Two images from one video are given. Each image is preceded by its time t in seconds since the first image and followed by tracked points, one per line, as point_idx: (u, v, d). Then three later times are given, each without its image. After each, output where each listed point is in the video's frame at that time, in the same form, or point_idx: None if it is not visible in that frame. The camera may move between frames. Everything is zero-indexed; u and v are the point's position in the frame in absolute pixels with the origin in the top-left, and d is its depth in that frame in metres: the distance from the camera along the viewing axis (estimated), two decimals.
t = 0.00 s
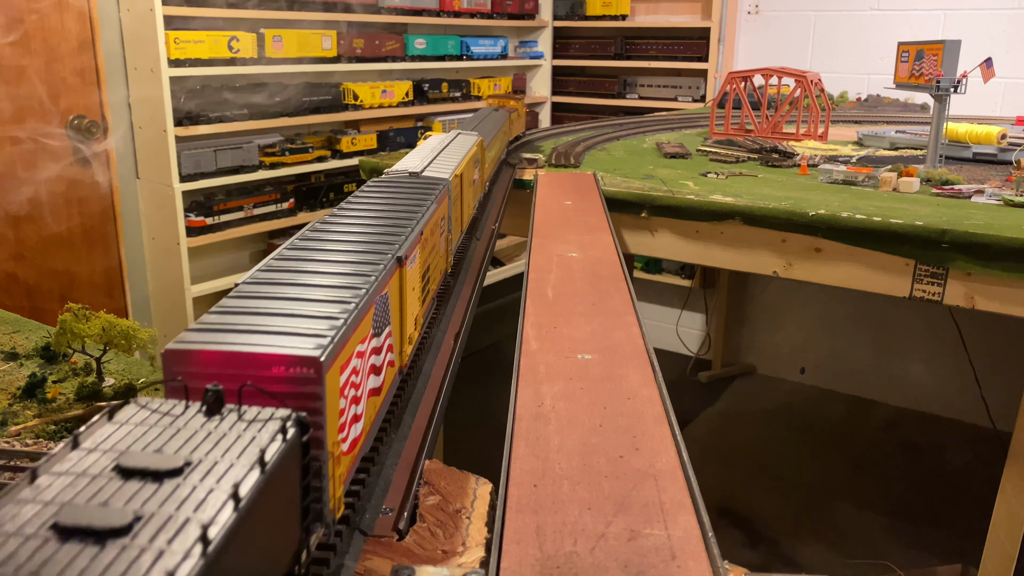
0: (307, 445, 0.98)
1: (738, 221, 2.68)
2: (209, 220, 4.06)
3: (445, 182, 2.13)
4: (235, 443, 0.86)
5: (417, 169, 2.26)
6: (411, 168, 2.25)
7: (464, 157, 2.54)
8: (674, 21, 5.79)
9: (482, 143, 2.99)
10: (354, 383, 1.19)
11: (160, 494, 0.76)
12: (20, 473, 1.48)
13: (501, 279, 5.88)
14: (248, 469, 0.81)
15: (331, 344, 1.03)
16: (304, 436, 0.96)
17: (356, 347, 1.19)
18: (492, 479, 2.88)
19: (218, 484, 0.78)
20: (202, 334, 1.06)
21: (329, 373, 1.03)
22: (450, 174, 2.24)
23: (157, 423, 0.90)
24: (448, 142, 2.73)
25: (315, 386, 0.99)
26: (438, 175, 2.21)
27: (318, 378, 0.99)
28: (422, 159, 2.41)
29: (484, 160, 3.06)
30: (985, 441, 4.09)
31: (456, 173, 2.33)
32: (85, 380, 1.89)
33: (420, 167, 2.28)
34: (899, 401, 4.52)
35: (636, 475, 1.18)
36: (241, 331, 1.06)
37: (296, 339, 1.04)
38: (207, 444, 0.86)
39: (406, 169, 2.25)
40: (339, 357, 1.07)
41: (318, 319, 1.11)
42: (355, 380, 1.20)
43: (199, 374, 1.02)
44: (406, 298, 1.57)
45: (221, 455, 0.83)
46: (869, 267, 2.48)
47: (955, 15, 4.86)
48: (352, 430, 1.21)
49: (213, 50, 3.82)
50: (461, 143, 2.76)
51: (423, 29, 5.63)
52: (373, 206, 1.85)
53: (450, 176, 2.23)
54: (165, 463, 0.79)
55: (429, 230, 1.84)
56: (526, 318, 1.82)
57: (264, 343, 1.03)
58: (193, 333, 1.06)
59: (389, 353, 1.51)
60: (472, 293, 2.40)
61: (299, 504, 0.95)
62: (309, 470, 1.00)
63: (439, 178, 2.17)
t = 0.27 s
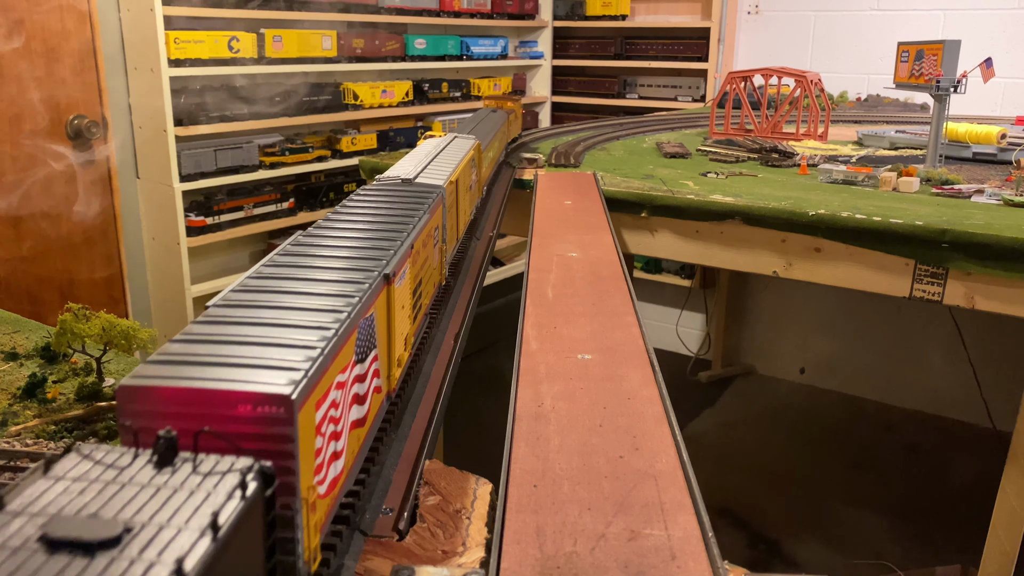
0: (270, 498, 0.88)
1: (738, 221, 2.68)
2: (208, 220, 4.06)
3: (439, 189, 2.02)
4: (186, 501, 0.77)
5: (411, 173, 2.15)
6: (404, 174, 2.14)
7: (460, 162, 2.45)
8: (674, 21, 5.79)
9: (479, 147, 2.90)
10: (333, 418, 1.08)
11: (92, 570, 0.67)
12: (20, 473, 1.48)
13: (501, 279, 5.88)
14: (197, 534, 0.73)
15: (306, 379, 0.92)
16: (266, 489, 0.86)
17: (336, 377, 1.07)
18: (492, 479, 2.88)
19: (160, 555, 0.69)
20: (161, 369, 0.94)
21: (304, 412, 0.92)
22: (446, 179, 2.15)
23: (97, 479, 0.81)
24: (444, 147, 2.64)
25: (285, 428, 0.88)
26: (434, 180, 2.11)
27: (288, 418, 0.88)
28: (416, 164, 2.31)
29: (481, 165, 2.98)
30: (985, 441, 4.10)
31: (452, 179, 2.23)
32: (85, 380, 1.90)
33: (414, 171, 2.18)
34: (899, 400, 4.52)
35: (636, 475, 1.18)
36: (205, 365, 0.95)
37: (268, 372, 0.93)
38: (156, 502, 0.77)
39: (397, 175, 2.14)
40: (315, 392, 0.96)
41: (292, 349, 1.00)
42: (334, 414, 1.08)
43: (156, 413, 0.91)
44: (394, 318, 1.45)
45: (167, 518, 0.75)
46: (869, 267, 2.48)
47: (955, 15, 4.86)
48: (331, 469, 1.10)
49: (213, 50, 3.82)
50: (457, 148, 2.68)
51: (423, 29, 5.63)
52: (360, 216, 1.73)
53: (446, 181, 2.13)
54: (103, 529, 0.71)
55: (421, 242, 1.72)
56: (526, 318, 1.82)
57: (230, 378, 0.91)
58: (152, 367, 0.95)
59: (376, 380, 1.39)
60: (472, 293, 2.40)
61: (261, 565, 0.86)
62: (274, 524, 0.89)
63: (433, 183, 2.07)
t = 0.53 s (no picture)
0: (224, 566, 0.82)
1: (738, 221, 2.68)
2: (208, 220, 4.06)
3: (430, 200, 1.94)
4: None
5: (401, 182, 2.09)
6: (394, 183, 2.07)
7: (455, 167, 2.39)
8: (674, 21, 5.79)
9: (475, 151, 2.83)
10: (308, 459, 0.99)
11: None
12: (19, 474, 1.48)
13: (501, 279, 5.89)
14: None
15: (274, 422, 0.83)
16: (219, 555, 0.81)
17: (310, 416, 0.98)
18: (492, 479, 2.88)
19: None
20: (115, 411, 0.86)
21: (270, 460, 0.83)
22: (440, 186, 2.08)
23: (33, 555, 0.78)
24: (439, 152, 2.57)
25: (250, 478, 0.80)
26: (425, 188, 2.04)
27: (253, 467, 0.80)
28: (409, 171, 2.25)
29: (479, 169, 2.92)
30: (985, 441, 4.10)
31: (446, 186, 2.17)
32: (85, 380, 1.89)
33: (405, 180, 2.11)
34: (899, 400, 4.52)
35: (636, 475, 1.18)
36: (164, 405, 0.86)
37: (231, 415, 0.85)
38: None
39: (387, 185, 2.07)
40: (284, 436, 0.88)
41: (261, 387, 0.91)
42: (309, 455, 1.00)
43: (108, 462, 0.83)
44: (379, 343, 1.37)
45: None
46: (869, 267, 2.48)
47: (956, 15, 4.86)
48: (307, 513, 1.01)
49: (213, 50, 3.82)
50: (453, 153, 2.62)
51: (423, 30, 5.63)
52: (346, 231, 1.65)
53: (439, 188, 2.07)
54: None
55: (410, 257, 1.64)
56: (526, 318, 1.82)
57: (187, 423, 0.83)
58: (105, 409, 0.86)
59: (358, 411, 1.30)
60: (472, 293, 2.40)
61: None
62: None
63: (425, 191, 2.00)
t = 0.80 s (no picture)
0: None
1: (738, 221, 2.68)
2: (209, 220, 4.06)
3: (421, 214, 1.87)
4: None
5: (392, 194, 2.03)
6: (384, 196, 2.01)
7: (449, 176, 2.33)
8: (674, 21, 5.79)
9: (470, 157, 2.77)
10: (278, 508, 0.90)
11: None
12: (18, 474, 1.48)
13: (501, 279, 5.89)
14: None
15: (234, 476, 0.75)
16: None
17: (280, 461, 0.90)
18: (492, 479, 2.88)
19: None
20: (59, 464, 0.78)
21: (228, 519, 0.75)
22: (433, 197, 2.03)
23: None
24: (433, 158, 2.51)
25: (205, 542, 0.72)
26: (418, 199, 1.99)
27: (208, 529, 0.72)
28: (401, 180, 2.19)
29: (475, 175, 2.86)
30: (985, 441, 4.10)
31: (440, 197, 2.11)
32: (85, 380, 1.89)
33: (396, 191, 2.05)
34: (898, 400, 4.53)
35: (636, 475, 1.18)
36: (115, 457, 0.79)
37: (188, 468, 0.77)
38: None
39: (377, 197, 2.00)
40: (248, 487, 0.80)
41: (223, 433, 0.84)
42: (279, 504, 0.91)
43: (45, 521, 0.74)
44: (363, 370, 1.28)
45: None
46: (869, 267, 2.48)
47: (956, 15, 4.86)
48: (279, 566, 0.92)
49: (213, 50, 3.82)
50: (448, 159, 2.57)
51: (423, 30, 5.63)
52: (330, 248, 1.57)
53: (431, 199, 2.01)
54: None
55: (398, 276, 1.56)
56: (526, 318, 1.82)
57: (137, 478, 0.75)
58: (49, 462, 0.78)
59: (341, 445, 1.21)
60: (472, 293, 2.40)
61: None
62: None
63: (417, 204, 1.94)
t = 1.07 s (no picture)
0: None
1: (738, 221, 2.68)
2: (209, 220, 4.05)
3: (412, 224, 1.76)
4: None
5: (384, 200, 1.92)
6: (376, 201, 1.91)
7: (445, 182, 2.23)
8: (674, 21, 5.79)
9: (466, 163, 2.67)
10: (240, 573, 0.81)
11: None
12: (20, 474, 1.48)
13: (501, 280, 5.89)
14: None
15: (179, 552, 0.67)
16: None
17: (241, 519, 0.81)
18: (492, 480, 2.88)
19: None
20: None
21: None
22: (427, 203, 1.93)
23: None
24: (427, 164, 2.41)
25: None
26: (410, 206, 1.88)
27: None
28: (393, 186, 2.10)
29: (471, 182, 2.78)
30: (986, 441, 4.10)
31: (434, 204, 2.01)
32: (85, 380, 1.90)
33: (388, 197, 1.95)
34: (898, 400, 4.53)
35: (636, 475, 1.18)
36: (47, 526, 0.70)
37: (130, 540, 0.68)
38: None
39: (367, 203, 1.89)
40: (198, 559, 0.71)
41: (176, 492, 0.75)
42: (242, 566, 0.81)
43: None
44: (343, 401, 1.16)
45: None
46: (869, 267, 2.48)
47: (956, 15, 4.86)
48: None
49: (213, 50, 3.82)
50: (443, 164, 2.48)
51: (423, 29, 5.63)
52: (311, 262, 1.46)
53: (425, 205, 1.91)
54: None
55: (388, 291, 1.46)
56: (526, 318, 1.82)
57: (73, 553, 0.67)
58: None
59: (320, 485, 1.09)
60: (472, 292, 2.40)
61: None
62: None
63: (409, 210, 1.84)
